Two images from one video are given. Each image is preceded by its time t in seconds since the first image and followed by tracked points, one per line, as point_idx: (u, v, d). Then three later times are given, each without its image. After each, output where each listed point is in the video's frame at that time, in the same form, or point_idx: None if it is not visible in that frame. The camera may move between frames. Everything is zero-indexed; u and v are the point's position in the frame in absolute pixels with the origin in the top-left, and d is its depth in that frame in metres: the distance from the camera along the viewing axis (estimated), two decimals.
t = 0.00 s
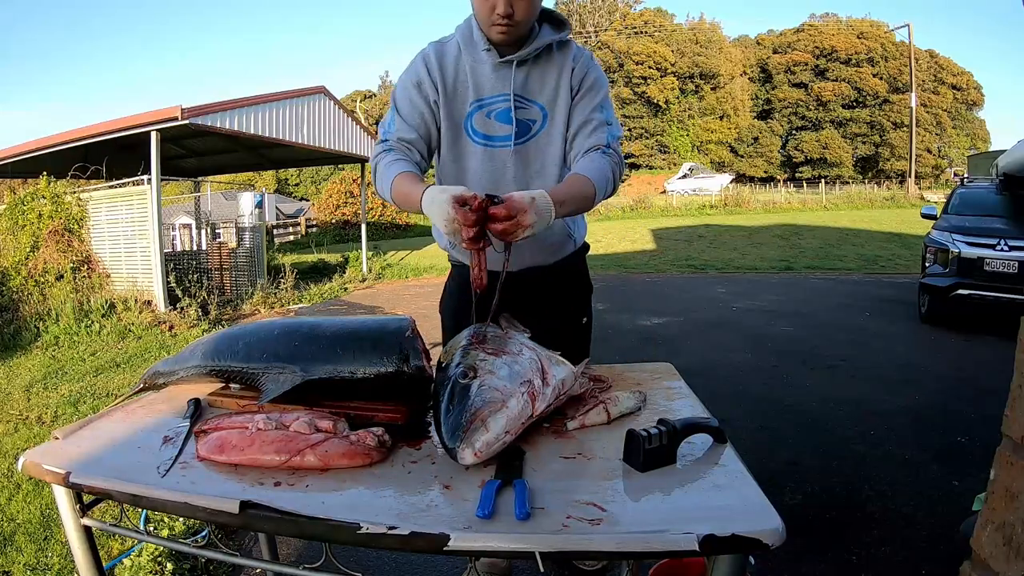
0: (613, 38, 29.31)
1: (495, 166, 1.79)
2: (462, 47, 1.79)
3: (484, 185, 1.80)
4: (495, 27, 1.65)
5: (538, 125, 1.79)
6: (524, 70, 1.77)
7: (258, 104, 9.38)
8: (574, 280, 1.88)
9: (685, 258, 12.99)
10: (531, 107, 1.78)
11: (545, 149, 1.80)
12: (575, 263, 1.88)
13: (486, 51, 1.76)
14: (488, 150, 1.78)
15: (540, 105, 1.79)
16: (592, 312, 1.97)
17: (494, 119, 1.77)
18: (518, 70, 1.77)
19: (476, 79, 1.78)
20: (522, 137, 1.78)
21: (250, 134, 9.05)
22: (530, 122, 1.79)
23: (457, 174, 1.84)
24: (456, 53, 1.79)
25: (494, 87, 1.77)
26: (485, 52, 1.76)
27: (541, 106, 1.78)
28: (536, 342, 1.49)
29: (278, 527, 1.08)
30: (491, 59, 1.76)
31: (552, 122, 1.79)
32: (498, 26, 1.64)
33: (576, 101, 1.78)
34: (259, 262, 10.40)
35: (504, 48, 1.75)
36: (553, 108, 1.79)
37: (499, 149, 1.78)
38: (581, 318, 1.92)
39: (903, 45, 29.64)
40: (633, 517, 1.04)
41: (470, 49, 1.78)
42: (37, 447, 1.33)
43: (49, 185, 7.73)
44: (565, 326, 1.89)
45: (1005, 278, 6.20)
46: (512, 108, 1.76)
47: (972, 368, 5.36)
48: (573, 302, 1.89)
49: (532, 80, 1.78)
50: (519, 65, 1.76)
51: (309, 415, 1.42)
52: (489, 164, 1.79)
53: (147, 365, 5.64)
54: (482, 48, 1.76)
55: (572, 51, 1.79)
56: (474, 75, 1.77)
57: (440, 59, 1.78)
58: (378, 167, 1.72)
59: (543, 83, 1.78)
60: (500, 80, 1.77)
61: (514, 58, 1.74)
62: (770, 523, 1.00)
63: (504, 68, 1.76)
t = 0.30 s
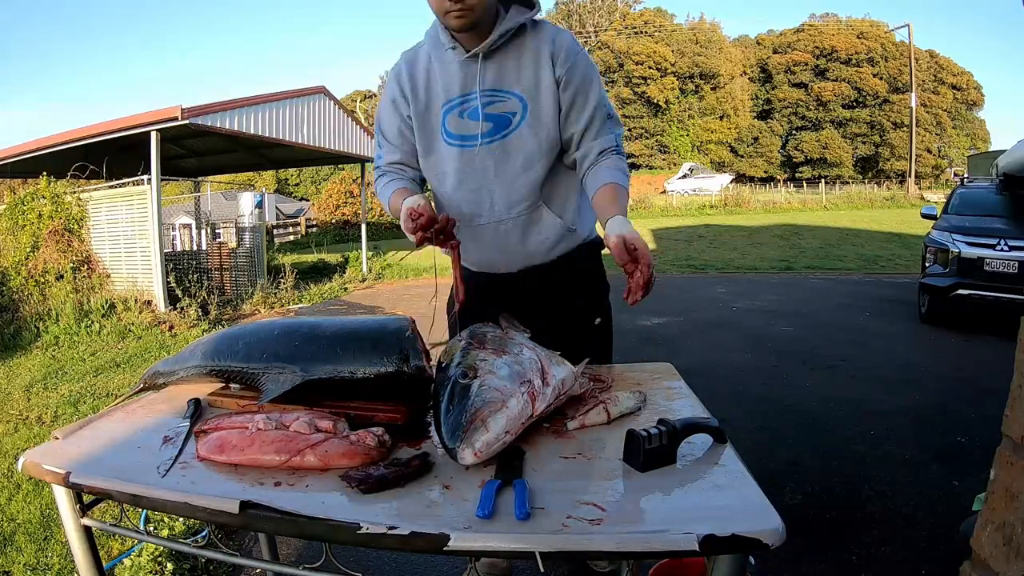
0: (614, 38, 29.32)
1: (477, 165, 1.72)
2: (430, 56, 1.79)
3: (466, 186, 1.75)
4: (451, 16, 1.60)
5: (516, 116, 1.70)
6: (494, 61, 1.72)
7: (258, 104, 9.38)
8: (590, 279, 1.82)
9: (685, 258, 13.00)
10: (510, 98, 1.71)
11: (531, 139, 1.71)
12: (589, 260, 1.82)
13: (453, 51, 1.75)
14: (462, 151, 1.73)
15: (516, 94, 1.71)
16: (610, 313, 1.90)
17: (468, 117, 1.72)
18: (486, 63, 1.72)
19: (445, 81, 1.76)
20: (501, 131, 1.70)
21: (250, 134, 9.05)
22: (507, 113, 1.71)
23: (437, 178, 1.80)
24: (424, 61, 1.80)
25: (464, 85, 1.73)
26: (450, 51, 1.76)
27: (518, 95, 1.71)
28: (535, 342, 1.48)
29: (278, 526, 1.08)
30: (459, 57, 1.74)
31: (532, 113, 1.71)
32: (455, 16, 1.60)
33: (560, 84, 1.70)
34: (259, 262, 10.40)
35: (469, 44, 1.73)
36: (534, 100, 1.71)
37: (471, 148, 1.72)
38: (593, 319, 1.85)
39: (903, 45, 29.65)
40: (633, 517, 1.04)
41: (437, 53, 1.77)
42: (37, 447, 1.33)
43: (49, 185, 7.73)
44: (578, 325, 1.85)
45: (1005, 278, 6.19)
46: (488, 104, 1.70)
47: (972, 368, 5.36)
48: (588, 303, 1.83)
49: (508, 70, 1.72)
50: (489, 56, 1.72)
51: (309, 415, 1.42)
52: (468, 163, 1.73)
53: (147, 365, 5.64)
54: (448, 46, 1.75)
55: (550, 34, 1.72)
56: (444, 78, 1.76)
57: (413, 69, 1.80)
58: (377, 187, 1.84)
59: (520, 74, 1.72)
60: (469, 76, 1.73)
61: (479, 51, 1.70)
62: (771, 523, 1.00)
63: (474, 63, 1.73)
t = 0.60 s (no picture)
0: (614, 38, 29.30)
1: (531, 169, 1.82)
2: (487, 55, 1.83)
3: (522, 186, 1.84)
4: (510, 26, 1.64)
5: (570, 124, 1.78)
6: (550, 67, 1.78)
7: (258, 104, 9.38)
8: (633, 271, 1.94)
9: (685, 258, 12.99)
10: (563, 104, 1.78)
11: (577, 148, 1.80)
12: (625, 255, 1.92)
13: (604, 58, 1.77)
14: (517, 153, 1.81)
15: (569, 101, 1.78)
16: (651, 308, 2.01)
17: (526, 122, 1.79)
18: (543, 70, 1.78)
19: (503, 83, 1.80)
20: (554, 138, 1.79)
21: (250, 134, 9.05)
22: (561, 121, 1.79)
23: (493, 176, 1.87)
24: (481, 59, 1.84)
25: (519, 91, 1.79)
26: (510, 55, 1.78)
27: (573, 103, 1.78)
28: (533, 342, 1.49)
29: (278, 526, 1.08)
30: (517, 63, 1.78)
31: (583, 122, 1.79)
32: (513, 27, 1.64)
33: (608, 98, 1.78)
34: (259, 262, 10.40)
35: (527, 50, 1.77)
36: (583, 106, 1.78)
37: (529, 151, 1.80)
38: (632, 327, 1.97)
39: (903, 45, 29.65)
40: (633, 517, 1.04)
41: (495, 56, 1.80)
42: (37, 447, 1.33)
43: (49, 185, 7.73)
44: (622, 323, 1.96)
45: (1005, 278, 6.19)
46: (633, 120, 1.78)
47: (972, 368, 5.36)
48: (631, 298, 1.95)
49: (562, 77, 1.78)
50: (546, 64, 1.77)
51: (309, 415, 1.42)
52: (525, 166, 1.82)
53: (147, 365, 5.64)
54: (506, 51, 1.78)
55: (599, 44, 1.79)
56: (501, 83, 1.80)
57: (469, 69, 1.84)
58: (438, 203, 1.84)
59: (573, 82, 1.78)
60: (529, 80, 1.79)
61: (539, 58, 1.75)
62: (770, 524, 1.00)
63: (527, 69, 1.78)
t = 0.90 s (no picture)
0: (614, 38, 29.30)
1: (543, 153, 1.78)
2: (512, 39, 1.83)
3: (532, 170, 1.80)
4: (549, 18, 1.67)
5: (592, 113, 1.77)
6: (576, 55, 1.78)
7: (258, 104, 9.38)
8: (640, 280, 1.91)
9: (686, 258, 13.00)
10: (586, 92, 1.78)
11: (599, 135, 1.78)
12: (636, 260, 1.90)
13: (627, 47, 1.77)
14: (535, 137, 1.78)
15: (593, 91, 1.78)
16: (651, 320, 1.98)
17: (546, 107, 1.77)
18: (567, 57, 1.78)
19: (524, 66, 1.79)
20: (573, 124, 1.77)
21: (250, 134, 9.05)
22: (584, 109, 1.78)
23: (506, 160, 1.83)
24: (506, 44, 1.84)
25: (542, 75, 1.78)
26: (534, 40, 1.79)
27: (597, 92, 1.77)
28: (534, 342, 1.48)
29: (278, 526, 1.08)
30: (542, 47, 1.78)
31: (608, 109, 1.77)
32: (552, 17, 1.67)
33: (635, 90, 1.77)
34: (259, 262, 10.41)
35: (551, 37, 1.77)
36: (608, 96, 1.77)
37: (545, 136, 1.78)
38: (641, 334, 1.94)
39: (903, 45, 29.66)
40: (632, 516, 1.04)
41: (520, 40, 1.81)
42: (37, 447, 1.33)
43: (49, 185, 7.73)
44: (626, 332, 1.93)
45: (1005, 278, 6.19)
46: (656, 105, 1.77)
47: (971, 368, 5.36)
48: (635, 310, 1.91)
49: (585, 66, 1.78)
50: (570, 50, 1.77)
51: (309, 414, 1.43)
52: (537, 151, 1.78)
53: (146, 365, 5.64)
54: (532, 35, 1.78)
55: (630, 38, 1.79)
56: (523, 67, 1.79)
57: (491, 55, 1.83)
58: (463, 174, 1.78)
59: (600, 72, 1.78)
60: (552, 66, 1.78)
61: (564, 45, 1.75)
62: (770, 523, 1.00)
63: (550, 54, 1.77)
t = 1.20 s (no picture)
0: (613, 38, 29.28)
1: (601, 140, 1.78)
2: (586, 37, 1.86)
3: (587, 156, 1.80)
4: (611, 9, 1.71)
5: (654, 111, 1.76)
6: (645, 55, 1.80)
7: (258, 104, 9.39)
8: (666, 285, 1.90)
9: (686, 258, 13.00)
10: (650, 92, 1.77)
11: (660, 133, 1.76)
12: (675, 260, 1.85)
13: (694, 59, 1.79)
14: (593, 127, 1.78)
15: (655, 90, 1.77)
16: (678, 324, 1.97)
17: (608, 99, 1.78)
18: (639, 55, 1.80)
19: (592, 61, 1.82)
20: (635, 116, 1.76)
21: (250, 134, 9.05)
22: (646, 107, 1.77)
23: (561, 148, 1.85)
24: (576, 40, 1.88)
25: (608, 69, 1.80)
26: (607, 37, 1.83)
27: (660, 92, 1.76)
28: (533, 342, 1.48)
29: (278, 526, 1.08)
30: (611, 44, 1.82)
31: (670, 111, 1.76)
32: (615, 10, 1.71)
33: (697, 98, 1.76)
34: (259, 262, 10.41)
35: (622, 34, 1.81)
36: (671, 97, 1.76)
37: (605, 127, 1.77)
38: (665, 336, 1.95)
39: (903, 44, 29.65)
40: (631, 516, 1.04)
41: (593, 38, 1.85)
42: (37, 447, 1.33)
43: (49, 185, 7.73)
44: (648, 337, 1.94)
45: (1005, 278, 6.19)
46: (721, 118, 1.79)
47: (972, 368, 5.36)
48: (657, 316, 1.91)
49: (653, 66, 1.78)
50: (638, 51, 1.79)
51: (308, 414, 1.43)
52: (594, 139, 1.79)
53: (146, 365, 5.64)
54: (602, 33, 1.84)
55: (697, 50, 1.82)
56: (592, 60, 1.82)
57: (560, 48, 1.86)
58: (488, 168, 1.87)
59: (665, 73, 1.78)
60: (619, 63, 1.80)
61: (633, 44, 1.78)
62: (769, 523, 1.00)
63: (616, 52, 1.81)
